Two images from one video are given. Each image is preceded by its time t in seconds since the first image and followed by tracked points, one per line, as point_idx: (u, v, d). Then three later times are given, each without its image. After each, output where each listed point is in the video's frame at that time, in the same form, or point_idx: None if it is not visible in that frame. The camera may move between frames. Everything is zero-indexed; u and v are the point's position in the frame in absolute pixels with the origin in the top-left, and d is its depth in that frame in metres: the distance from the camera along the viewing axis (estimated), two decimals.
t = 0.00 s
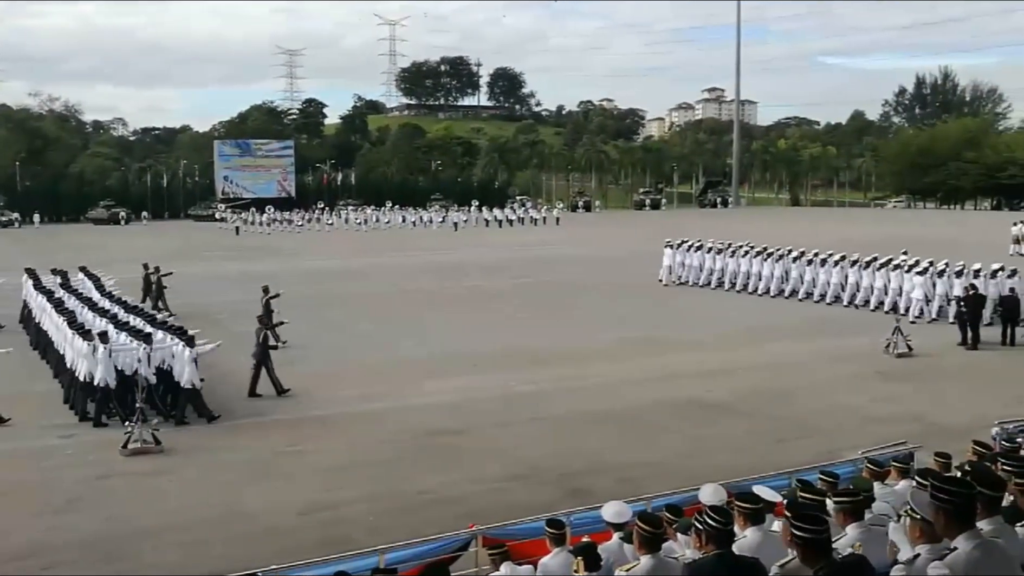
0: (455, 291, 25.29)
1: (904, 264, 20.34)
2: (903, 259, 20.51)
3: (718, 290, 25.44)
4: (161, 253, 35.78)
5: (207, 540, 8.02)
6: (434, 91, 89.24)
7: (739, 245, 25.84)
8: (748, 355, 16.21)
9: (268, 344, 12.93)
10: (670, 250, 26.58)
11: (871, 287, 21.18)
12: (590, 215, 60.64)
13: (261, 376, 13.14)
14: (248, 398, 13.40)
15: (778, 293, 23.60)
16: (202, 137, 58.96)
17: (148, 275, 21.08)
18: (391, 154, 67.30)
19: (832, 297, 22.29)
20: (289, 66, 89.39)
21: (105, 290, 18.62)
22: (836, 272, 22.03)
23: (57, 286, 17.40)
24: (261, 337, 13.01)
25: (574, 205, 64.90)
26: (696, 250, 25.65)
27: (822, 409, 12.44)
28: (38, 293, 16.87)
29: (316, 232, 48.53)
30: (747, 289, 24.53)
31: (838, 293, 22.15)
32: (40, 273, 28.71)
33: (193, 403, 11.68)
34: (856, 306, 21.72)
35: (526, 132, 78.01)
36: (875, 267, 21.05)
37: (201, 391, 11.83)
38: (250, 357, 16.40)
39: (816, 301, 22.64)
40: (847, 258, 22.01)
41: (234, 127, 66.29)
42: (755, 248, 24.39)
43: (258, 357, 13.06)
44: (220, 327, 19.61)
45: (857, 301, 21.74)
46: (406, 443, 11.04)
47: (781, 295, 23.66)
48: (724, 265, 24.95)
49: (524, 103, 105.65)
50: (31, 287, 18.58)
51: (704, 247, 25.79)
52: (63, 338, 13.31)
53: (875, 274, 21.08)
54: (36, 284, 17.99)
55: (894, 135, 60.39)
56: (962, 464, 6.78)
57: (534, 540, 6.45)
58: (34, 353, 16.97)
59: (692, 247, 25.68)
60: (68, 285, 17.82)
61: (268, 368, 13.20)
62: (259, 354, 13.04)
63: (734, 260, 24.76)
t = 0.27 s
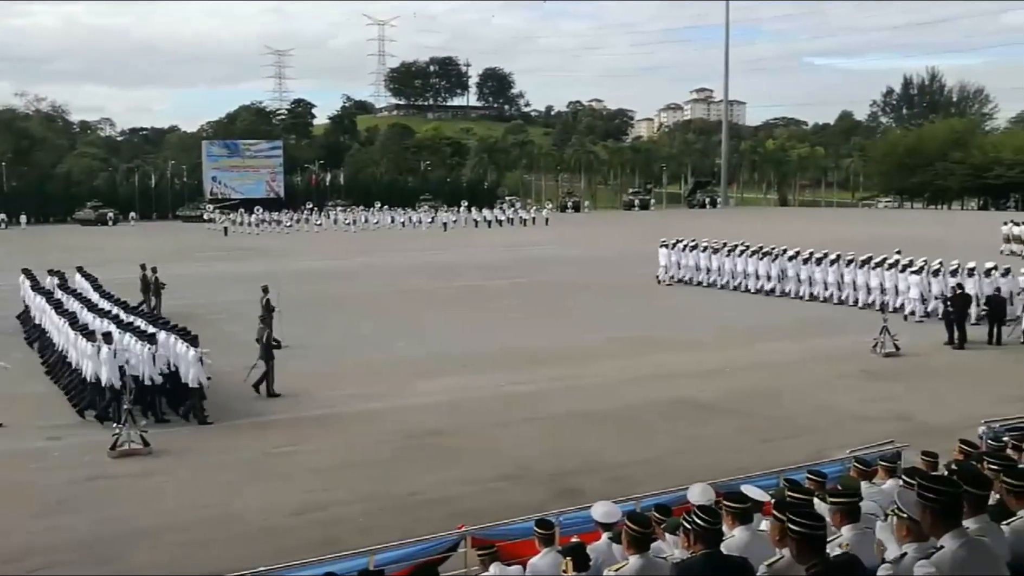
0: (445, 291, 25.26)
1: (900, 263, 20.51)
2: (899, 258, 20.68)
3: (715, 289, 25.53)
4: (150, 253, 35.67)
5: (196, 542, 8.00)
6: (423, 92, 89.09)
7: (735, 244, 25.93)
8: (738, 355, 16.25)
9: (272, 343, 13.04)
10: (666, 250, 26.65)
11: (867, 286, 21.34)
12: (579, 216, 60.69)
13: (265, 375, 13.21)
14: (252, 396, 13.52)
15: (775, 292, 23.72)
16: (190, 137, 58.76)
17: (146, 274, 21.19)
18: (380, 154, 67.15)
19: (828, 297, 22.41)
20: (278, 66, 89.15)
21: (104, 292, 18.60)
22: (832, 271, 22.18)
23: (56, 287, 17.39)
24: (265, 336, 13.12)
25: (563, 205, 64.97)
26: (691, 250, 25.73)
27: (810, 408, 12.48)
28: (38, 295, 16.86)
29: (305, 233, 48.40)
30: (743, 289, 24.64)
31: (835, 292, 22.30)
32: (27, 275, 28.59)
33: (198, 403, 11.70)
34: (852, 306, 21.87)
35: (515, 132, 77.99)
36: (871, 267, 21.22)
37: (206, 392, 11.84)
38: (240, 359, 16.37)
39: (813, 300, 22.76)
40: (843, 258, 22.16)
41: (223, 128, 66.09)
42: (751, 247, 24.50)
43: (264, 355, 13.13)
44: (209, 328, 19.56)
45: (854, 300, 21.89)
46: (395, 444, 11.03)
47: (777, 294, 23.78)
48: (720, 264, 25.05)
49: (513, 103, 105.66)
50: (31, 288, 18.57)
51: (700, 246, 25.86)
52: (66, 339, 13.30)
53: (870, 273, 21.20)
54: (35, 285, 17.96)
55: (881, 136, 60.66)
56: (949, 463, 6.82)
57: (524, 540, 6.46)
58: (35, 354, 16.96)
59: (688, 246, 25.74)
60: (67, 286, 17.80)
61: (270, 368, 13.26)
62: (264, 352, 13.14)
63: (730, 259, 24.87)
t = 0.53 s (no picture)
0: (439, 291, 25.24)
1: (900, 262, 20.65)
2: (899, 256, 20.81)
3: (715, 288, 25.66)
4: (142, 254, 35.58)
5: (190, 543, 8.00)
6: (416, 91, 88.89)
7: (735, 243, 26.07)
8: (732, 354, 16.28)
9: (283, 340, 13.11)
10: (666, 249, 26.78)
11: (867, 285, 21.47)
12: (572, 215, 60.71)
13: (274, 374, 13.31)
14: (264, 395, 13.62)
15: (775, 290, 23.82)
16: (182, 137, 58.55)
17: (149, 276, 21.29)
18: (373, 154, 67.06)
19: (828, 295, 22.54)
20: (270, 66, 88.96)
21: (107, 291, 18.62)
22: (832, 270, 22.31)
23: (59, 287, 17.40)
24: (277, 334, 13.21)
25: (556, 205, 65.02)
26: (691, 249, 25.87)
27: (802, 407, 12.50)
28: (42, 294, 16.87)
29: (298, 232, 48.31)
30: (744, 288, 24.78)
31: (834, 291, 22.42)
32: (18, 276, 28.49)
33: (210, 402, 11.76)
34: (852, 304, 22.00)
35: (508, 132, 77.97)
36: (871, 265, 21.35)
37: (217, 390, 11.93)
38: (233, 359, 16.35)
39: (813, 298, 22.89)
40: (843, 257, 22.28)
41: (215, 128, 65.90)
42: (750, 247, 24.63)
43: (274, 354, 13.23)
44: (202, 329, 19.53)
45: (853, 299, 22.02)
46: (388, 444, 11.03)
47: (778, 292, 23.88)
48: (720, 263, 25.18)
49: (506, 103, 105.65)
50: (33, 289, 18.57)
51: (700, 245, 26.00)
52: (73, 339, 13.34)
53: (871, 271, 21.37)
54: (38, 286, 18.00)
55: (872, 136, 60.89)
56: (940, 461, 6.87)
57: (516, 540, 6.46)
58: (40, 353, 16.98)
59: (688, 246, 25.89)
60: (71, 286, 17.84)
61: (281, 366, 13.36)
62: (274, 351, 13.24)
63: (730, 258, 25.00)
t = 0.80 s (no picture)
0: (437, 292, 25.26)
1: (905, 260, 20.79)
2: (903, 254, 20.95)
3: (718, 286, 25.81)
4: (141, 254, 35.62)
5: (188, 544, 8.00)
6: (414, 92, 88.74)
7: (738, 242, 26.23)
8: (730, 353, 16.29)
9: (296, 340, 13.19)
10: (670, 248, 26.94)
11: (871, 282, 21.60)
12: (571, 215, 60.67)
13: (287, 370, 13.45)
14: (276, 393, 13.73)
15: (780, 288, 24.01)
16: (179, 137, 58.42)
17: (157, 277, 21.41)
18: (371, 154, 67.01)
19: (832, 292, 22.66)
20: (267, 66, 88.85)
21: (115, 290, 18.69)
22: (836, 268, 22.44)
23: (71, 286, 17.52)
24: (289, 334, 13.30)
25: (554, 204, 65.03)
26: (695, 247, 26.03)
27: (801, 406, 12.51)
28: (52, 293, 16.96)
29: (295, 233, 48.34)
30: (747, 285, 24.92)
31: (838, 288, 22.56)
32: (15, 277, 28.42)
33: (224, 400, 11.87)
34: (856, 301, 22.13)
35: (506, 132, 77.98)
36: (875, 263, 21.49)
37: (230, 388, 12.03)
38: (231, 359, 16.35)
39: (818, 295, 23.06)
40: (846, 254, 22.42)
41: (212, 128, 65.79)
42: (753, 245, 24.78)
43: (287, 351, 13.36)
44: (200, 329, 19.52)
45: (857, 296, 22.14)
46: (386, 444, 11.03)
47: (784, 290, 24.08)
48: (724, 261, 25.33)
49: (504, 102, 105.60)
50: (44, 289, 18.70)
51: (704, 244, 26.16)
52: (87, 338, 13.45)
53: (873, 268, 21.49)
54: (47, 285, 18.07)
55: (870, 135, 61.02)
56: (939, 460, 6.88)
57: (515, 540, 6.46)
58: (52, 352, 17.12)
59: (692, 244, 26.05)
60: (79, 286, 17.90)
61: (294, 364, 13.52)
62: (286, 348, 13.37)
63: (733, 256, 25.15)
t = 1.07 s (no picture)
0: (433, 291, 25.26)
1: (905, 257, 20.93)
2: (904, 252, 21.07)
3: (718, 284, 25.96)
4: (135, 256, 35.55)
5: (184, 545, 7.99)
6: (409, 91, 88.54)
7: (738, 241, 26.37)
8: (726, 352, 16.31)
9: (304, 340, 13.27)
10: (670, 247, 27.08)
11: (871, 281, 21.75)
12: (566, 214, 60.79)
13: (296, 372, 13.55)
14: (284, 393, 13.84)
15: (781, 286, 24.15)
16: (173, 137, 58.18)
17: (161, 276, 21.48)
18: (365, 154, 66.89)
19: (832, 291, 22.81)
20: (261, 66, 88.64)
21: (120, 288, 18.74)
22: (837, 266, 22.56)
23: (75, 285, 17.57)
24: (298, 334, 13.39)
25: (549, 204, 65.13)
26: (696, 246, 26.19)
27: (795, 404, 12.53)
28: (57, 292, 17.01)
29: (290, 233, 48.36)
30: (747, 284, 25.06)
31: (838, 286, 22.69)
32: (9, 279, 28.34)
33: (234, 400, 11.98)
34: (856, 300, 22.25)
35: (500, 131, 77.98)
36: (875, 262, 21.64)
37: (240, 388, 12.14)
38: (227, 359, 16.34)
39: (819, 294, 23.22)
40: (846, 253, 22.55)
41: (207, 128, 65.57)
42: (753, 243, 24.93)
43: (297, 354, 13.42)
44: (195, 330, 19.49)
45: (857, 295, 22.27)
46: (383, 444, 11.03)
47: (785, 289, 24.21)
48: (724, 260, 25.48)
49: (499, 102, 105.60)
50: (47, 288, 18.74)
51: (704, 242, 26.31)
52: (96, 337, 13.53)
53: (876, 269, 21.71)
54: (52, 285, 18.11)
55: (864, 134, 61.22)
56: (933, 458, 6.91)
57: (510, 539, 6.47)
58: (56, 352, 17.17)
59: (692, 243, 26.20)
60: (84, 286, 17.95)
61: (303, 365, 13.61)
62: (296, 350, 13.45)
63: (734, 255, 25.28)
